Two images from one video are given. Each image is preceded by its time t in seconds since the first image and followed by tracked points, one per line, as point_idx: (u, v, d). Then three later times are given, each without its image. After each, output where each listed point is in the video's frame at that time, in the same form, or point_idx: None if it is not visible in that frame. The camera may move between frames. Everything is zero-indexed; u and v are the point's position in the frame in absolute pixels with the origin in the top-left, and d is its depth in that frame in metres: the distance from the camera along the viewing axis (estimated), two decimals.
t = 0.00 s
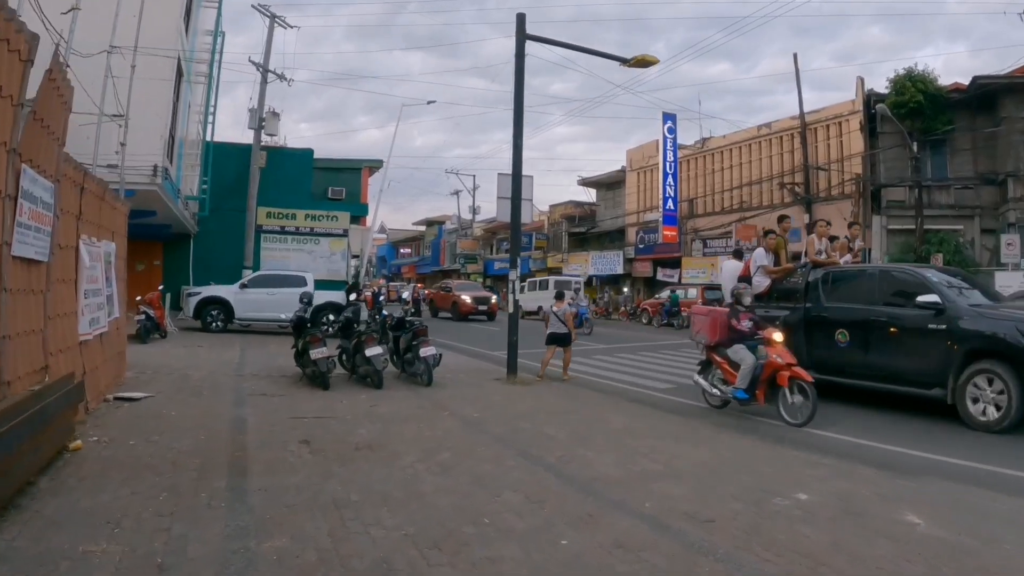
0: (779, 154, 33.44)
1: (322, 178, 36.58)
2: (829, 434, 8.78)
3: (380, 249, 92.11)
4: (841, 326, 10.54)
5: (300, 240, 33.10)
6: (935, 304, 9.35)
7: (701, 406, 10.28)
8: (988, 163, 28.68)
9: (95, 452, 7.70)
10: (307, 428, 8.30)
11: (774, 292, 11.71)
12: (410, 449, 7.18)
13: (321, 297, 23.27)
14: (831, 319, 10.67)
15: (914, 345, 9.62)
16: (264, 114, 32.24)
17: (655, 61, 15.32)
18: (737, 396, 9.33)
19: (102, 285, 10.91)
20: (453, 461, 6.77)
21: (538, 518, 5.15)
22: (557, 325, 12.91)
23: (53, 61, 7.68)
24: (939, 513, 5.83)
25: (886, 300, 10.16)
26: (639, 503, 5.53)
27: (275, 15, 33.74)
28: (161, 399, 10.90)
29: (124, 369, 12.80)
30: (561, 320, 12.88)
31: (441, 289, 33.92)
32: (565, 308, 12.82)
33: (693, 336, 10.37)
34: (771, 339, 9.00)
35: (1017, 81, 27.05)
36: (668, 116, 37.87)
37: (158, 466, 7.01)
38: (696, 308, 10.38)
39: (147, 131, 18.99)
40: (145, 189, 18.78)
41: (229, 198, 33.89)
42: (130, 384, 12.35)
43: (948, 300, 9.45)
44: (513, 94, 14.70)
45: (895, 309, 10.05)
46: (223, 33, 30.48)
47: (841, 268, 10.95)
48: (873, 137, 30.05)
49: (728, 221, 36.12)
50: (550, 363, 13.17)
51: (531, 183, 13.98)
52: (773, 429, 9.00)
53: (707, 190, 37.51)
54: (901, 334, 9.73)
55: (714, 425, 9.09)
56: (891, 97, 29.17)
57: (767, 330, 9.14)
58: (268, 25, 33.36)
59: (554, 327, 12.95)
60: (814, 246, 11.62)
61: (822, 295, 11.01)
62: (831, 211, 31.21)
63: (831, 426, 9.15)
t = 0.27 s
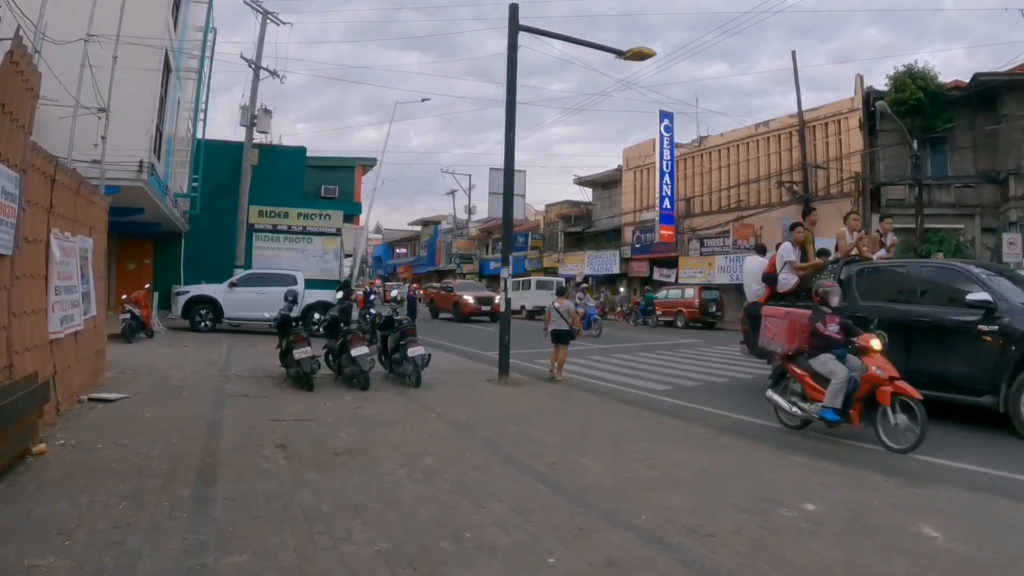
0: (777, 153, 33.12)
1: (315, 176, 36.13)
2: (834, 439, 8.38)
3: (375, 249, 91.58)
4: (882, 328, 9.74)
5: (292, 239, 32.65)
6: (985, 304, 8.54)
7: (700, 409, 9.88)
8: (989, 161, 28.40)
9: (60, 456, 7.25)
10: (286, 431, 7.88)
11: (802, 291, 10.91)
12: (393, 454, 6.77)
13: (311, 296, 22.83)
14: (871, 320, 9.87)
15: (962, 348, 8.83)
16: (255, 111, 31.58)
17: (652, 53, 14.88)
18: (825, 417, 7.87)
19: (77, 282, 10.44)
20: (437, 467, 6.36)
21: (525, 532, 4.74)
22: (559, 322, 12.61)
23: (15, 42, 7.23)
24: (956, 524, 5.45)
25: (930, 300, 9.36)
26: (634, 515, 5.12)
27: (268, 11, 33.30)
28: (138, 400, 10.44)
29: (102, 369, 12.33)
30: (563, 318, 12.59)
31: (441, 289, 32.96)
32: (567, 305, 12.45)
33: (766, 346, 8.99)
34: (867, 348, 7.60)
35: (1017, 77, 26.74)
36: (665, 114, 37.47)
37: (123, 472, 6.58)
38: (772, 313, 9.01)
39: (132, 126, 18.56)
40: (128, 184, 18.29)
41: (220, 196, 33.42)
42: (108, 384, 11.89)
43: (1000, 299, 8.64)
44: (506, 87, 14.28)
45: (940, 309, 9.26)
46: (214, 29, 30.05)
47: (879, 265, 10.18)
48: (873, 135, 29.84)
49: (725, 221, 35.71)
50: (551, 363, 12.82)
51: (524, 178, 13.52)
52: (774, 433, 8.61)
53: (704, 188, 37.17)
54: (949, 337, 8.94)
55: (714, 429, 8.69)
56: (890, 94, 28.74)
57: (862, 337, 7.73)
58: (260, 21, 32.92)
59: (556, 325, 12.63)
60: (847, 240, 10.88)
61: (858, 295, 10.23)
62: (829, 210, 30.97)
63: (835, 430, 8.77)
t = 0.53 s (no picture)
0: (778, 150, 32.82)
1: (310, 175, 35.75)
2: (845, 450, 7.99)
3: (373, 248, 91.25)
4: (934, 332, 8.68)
5: (287, 239, 32.25)
6: None
7: (704, 416, 9.48)
8: (993, 158, 28.12)
9: (29, 471, 6.84)
10: (269, 443, 7.48)
11: (836, 292, 9.99)
12: (380, 469, 6.38)
13: (305, 297, 22.41)
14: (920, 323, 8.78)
15: None
16: (250, 109, 30.97)
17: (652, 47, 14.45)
18: (950, 450, 6.67)
19: (55, 285, 10.01)
20: (426, 483, 5.98)
21: (521, 560, 4.37)
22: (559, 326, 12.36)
23: None
24: (982, 546, 5.07)
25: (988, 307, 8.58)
26: (638, 540, 4.74)
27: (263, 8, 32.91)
28: (119, 406, 10.03)
29: (85, 374, 11.90)
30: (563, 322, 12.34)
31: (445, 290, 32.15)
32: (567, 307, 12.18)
33: (869, 360, 7.64)
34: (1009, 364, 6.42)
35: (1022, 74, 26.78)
36: (664, 112, 37.10)
37: (93, 489, 6.17)
38: (876, 321, 7.59)
39: (121, 124, 18.17)
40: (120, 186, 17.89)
41: (214, 195, 32.98)
42: (90, 391, 11.46)
43: None
44: (502, 83, 13.90)
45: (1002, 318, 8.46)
46: (208, 26, 29.72)
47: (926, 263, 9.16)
48: (875, 133, 29.54)
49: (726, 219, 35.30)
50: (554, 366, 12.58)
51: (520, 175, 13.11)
52: (782, 443, 8.21)
53: (703, 187, 36.84)
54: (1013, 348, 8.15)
55: (719, 439, 8.29)
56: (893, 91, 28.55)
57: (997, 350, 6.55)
58: (255, 18, 32.52)
59: (556, 327, 12.36)
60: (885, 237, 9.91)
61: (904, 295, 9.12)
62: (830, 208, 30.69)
63: (846, 439, 8.37)
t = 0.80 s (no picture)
0: (778, 148, 32.51)
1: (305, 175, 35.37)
2: (857, 454, 7.63)
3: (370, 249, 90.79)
4: (981, 334, 8.00)
5: (282, 239, 31.86)
6: None
7: (708, 418, 9.12)
8: (995, 155, 27.78)
9: None
10: (252, 448, 7.11)
11: (878, 289, 9.40)
12: (367, 476, 6.00)
13: (299, 297, 22.01)
14: (966, 325, 8.12)
15: None
16: (244, 107, 30.59)
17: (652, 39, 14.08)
18: None
19: (34, 283, 9.64)
20: (415, 491, 5.61)
21: None
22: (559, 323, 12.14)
23: None
24: (1012, 560, 4.71)
25: None
26: (641, 554, 4.38)
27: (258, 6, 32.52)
28: (99, 409, 9.65)
29: (68, 375, 11.50)
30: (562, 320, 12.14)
31: (449, 289, 31.41)
32: (568, 304, 12.01)
33: (1006, 370, 6.36)
34: None
35: None
36: (663, 110, 36.75)
37: (61, 498, 5.80)
38: (1016, 323, 6.31)
39: (108, 120, 17.80)
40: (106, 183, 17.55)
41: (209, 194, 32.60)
42: (72, 393, 11.07)
43: None
44: (498, 76, 13.54)
45: None
46: (201, 23, 29.38)
47: (971, 257, 8.45)
48: (876, 130, 29.19)
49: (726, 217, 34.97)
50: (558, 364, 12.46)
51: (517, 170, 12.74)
52: (791, 448, 7.85)
53: (703, 185, 36.50)
54: None
55: (725, 443, 7.93)
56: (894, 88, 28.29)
57: None
58: (250, 16, 32.13)
59: (557, 324, 12.18)
60: (928, 229, 9.16)
61: (948, 293, 8.48)
62: (831, 206, 30.36)
63: (858, 443, 8.01)
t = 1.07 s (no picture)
0: (782, 148, 32.15)
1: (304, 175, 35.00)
2: (877, 470, 7.26)
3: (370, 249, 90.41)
4: None
5: (280, 240, 31.48)
6: None
7: (717, 426, 8.74)
8: (1002, 155, 27.24)
9: None
10: (238, 462, 6.73)
11: (929, 291, 8.83)
12: (358, 494, 5.63)
13: (296, 299, 21.66)
14: None
15: None
16: (242, 106, 30.23)
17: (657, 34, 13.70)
18: None
19: (15, 287, 9.24)
20: (409, 512, 5.23)
21: None
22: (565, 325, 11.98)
23: None
24: None
25: None
26: None
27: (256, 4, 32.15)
28: (83, 418, 9.26)
29: (53, 381, 11.11)
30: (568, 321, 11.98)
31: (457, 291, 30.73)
32: (571, 307, 11.77)
33: None
34: None
35: None
36: (665, 109, 36.36)
37: (30, 519, 5.41)
38: None
39: (99, 118, 17.43)
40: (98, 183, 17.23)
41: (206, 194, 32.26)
42: (57, 400, 10.68)
43: None
44: (499, 72, 13.16)
45: None
46: (197, 21, 29.02)
47: None
48: (882, 129, 28.77)
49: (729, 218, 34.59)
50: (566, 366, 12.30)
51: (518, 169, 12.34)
52: (807, 463, 7.48)
53: (705, 185, 36.13)
54: None
55: (736, 456, 7.56)
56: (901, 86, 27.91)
57: None
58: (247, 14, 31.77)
59: (562, 327, 11.97)
60: (986, 227, 8.69)
61: (1006, 297, 7.91)
62: (836, 206, 29.97)
63: (876, 455, 7.64)
